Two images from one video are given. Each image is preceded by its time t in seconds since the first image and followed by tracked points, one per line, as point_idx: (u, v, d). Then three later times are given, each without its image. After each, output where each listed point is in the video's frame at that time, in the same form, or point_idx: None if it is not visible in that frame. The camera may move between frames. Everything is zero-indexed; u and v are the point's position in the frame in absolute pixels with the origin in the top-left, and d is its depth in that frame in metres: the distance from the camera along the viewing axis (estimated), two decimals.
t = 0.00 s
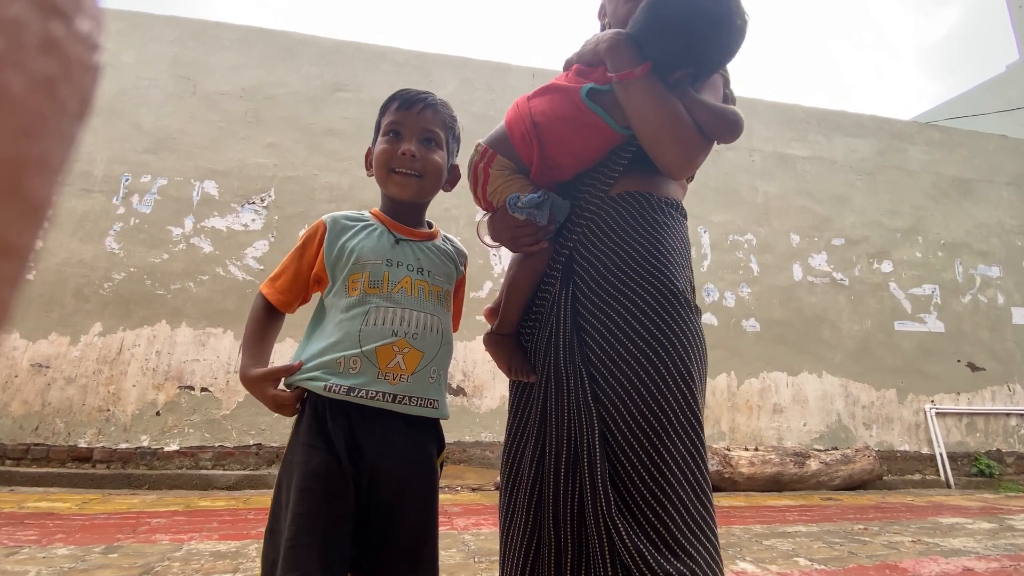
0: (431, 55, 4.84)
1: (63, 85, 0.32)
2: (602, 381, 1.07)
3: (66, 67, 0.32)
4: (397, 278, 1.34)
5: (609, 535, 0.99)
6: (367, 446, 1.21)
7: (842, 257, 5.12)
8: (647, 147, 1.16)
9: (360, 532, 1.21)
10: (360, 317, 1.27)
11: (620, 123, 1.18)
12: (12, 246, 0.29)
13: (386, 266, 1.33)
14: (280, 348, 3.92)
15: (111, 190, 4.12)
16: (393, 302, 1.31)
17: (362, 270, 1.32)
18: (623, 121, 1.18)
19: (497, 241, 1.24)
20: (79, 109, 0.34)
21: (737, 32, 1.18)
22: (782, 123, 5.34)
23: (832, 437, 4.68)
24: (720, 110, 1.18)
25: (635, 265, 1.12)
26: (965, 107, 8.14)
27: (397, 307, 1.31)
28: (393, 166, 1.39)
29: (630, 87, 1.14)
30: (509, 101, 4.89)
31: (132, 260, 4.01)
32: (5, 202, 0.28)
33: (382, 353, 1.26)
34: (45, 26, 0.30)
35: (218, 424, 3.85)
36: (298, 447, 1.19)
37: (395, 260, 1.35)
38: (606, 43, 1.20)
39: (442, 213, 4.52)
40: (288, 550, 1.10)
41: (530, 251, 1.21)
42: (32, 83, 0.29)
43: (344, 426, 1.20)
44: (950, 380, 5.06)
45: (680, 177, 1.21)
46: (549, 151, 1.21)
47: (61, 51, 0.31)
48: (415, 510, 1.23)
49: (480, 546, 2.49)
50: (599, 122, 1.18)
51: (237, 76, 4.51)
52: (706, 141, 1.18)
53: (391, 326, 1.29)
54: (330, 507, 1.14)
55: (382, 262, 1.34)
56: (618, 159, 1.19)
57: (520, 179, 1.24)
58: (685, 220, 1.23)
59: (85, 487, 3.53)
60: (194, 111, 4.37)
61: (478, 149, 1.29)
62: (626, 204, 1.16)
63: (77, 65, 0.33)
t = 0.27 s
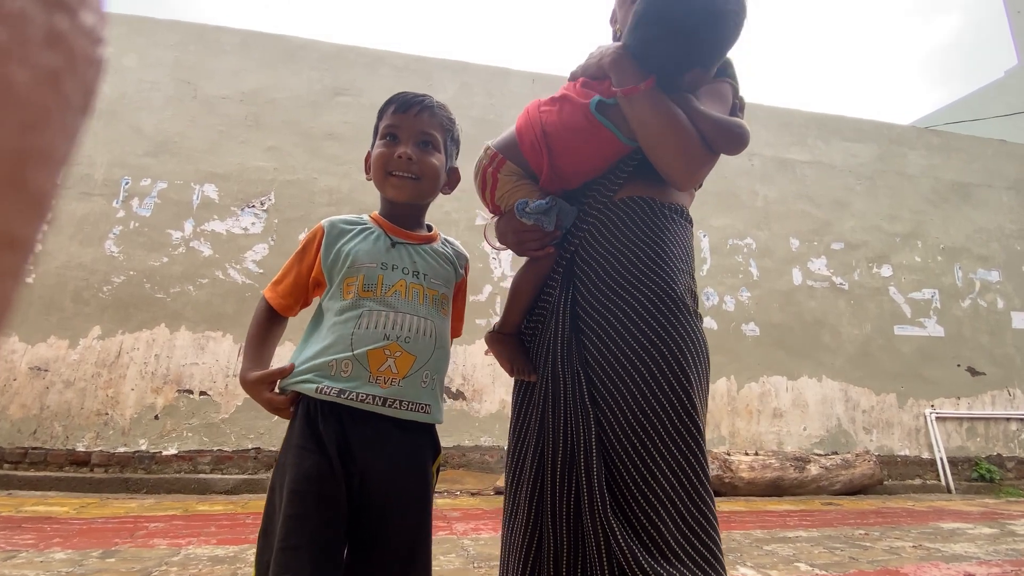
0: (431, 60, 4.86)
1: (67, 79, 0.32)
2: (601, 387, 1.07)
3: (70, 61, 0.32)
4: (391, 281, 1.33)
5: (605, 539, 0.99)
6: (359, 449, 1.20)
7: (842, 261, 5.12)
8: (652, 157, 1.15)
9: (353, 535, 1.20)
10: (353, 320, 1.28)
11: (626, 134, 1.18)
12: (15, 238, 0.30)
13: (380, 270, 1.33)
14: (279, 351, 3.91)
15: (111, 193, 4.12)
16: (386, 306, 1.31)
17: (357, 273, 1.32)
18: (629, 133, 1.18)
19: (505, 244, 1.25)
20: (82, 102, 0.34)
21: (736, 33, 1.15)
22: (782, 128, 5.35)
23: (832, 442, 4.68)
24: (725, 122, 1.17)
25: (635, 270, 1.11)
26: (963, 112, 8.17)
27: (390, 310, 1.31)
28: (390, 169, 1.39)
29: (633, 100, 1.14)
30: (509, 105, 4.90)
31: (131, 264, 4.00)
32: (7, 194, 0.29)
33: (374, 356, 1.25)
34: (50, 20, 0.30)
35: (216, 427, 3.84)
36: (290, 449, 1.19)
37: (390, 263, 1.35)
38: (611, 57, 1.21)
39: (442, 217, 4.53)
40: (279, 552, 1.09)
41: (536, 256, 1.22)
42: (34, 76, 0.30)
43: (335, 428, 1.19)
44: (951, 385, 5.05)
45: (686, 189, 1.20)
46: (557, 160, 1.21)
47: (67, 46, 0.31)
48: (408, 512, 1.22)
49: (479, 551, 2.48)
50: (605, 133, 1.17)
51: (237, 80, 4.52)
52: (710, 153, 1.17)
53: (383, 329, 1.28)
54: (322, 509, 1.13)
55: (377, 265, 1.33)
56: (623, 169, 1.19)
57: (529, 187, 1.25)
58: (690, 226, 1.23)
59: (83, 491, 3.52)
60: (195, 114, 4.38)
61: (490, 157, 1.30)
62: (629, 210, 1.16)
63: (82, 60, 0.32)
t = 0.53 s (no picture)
0: (431, 65, 4.87)
1: (62, 78, 0.32)
2: (609, 390, 1.06)
3: (64, 61, 0.32)
4: (381, 285, 1.32)
5: (613, 544, 0.99)
6: (348, 454, 1.19)
7: (841, 265, 5.12)
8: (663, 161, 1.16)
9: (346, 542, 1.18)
10: (343, 325, 1.27)
11: (634, 141, 1.18)
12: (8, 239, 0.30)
13: (370, 274, 1.32)
14: (278, 355, 3.91)
15: (110, 197, 4.12)
16: (376, 310, 1.30)
17: (348, 278, 1.32)
18: (638, 139, 1.18)
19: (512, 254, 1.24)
20: (79, 104, 0.34)
21: (735, 34, 1.16)
22: (781, 132, 5.36)
23: (832, 446, 4.67)
24: (733, 123, 1.18)
25: (643, 273, 1.11)
26: (962, 117, 8.19)
27: (379, 315, 1.30)
28: (385, 173, 1.39)
29: (642, 106, 1.14)
30: (509, 110, 4.91)
31: (130, 267, 4.00)
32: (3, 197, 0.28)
33: (362, 362, 1.25)
34: (43, 20, 0.30)
35: (215, 432, 3.83)
36: (281, 454, 1.19)
37: (380, 267, 1.34)
38: (615, 64, 1.21)
39: (442, 221, 4.53)
40: (269, 557, 1.09)
41: (545, 266, 1.20)
42: (29, 76, 0.29)
43: (325, 433, 1.18)
44: (951, 389, 5.04)
45: (696, 190, 1.21)
46: (567, 169, 1.20)
47: (60, 46, 0.31)
48: (401, 518, 1.20)
49: (478, 557, 2.47)
50: (614, 141, 1.17)
51: (238, 85, 4.53)
52: (720, 154, 1.18)
53: (372, 334, 1.27)
54: (312, 515, 1.13)
55: (367, 269, 1.33)
56: (632, 175, 1.19)
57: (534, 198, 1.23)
58: (699, 230, 1.23)
59: (81, 495, 3.50)
60: (195, 118, 4.39)
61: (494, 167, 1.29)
62: (637, 213, 1.16)
63: (77, 61, 0.33)
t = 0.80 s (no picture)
0: (430, 68, 4.88)
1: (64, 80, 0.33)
2: (616, 392, 1.07)
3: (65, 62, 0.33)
4: (375, 284, 1.32)
5: (622, 544, 0.99)
6: (344, 455, 1.18)
7: (839, 268, 5.13)
8: (673, 163, 1.16)
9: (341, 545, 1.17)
10: (337, 324, 1.27)
11: (643, 140, 1.18)
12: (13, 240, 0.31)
13: (365, 273, 1.32)
14: (277, 358, 3.90)
15: (109, 200, 4.12)
16: (370, 310, 1.29)
17: (342, 277, 1.31)
18: (647, 139, 1.18)
19: (519, 255, 1.25)
20: (80, 105, 0.35)
21: (737, 28, 1.18)
22: (778, 136, 5.39)
23: (831, 449, 4.67)
24: (741, 122, 1.19)
25: (649, 275, 1.12)
26: (958, 120, 8.23)
27: (373, 314, 1.29)
28: (384, 175, 1.39)
29: (651, 104, 1.14)
30: (508, 113, 4.92)
31: (128, 270, 3.99)
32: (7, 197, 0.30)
33: (355, 362, 1.24)
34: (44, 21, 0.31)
35: (213, 435, 3.82)
36: (277, 457, 1.18)
37: (375, 266, 1.34)
38: (622, 63, 1.22)
39: (441, 223, 4.53)
40: (264, 559, 1.08)
41: (556, 271, 1.20)
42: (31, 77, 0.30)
43: (320, 435, 1.18)
44: (949, 392, 5.05)
45: (706, 189, 1.21)
46: (580, 168, 1.21)
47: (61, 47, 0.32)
48: (396, 519, 1.19)
49: (477, 560, 2.46)
50: (625, 139, 1.17)
51: (237, 88, 4.54)
52: (731, 154, 1.19)
53: (365, 333, 1.27)
54: (307, 516, 1.12)
55: (362, 268, 1.32)
56: (639, 175, 1.19)
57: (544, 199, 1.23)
58: (704, 230, 1.22)
59: (78, 499, 3.49)
60: (194, 122, 4.39)
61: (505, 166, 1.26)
62: (643, 215, 1.16)
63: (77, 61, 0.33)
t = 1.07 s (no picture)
0: (429, 68, 4.88)
1: (70, 80, 0.32)
2: (610, 389, 1.07)
3: (72, 64, 0.32)
4: (353, 279, 1.31)
5: (617, 541, 1.00)
6: (335, 454, 1.18)
7: (837, 267, 5.14)
8: (676, 161, 1.16)
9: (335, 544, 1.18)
10: (317, 324, 1.26)
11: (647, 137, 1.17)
12: (20, 242, 0.29)
13: (341, 269, 1.31)
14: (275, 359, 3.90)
15: (107, 200, 4.11)
16: (349, 305, 1.28)
17: (318, 275, 1.30)
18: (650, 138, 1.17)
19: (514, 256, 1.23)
20: (86, 106, 0.34)
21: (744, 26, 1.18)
22: (776, 135, 5.39)
23: (829, 448, 4.68)
24: (743, 120, 1.20)
25: (643, 273, 1.12)
26: (957, 120, 8.25)
27: (353, 309, 1.28)
28: (372, 157, 1.37)
29: (655, 98, 1.13)
30: (506, 113, 4.92)
31: (126, 270, 3.99)
32: (14, 198, 0.28)
33: (338, 359, 1.23)
34: (53, 24, 0.30)
35: (211, 435, 3.82)
36: (268, 456, 1.18)
37: (352, 261, 1.33)
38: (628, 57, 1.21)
39: (439, 223, 4.53)
40: (257, 559, 1.09)
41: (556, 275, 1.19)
42: (38, 80, 0.29)
43: (311, 434, 1.18)
44: (946, 391, 5.07)
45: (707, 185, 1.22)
46: (587, 162, 1.18)
47: (68, 48, 0.32)
48: (392, 513, 1.19)
49: (476, 559, 2.47)
50: (631, 135, 1.15)
51: (235, 88, 4.53)
52: (733, 152, 1.20)
53: (344, 330, 1.25)
54: (299, 515, 1.12)
55: (338, 263, 1.31)
56: (635, 173, 1.19)
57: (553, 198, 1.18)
58: (696, 226, 1.23)
59: (76, 500, 3.48)
60: (192, 122, 4.38)
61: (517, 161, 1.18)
62: (640, 214, 1.17)
63: (85, 62, 0.33)
